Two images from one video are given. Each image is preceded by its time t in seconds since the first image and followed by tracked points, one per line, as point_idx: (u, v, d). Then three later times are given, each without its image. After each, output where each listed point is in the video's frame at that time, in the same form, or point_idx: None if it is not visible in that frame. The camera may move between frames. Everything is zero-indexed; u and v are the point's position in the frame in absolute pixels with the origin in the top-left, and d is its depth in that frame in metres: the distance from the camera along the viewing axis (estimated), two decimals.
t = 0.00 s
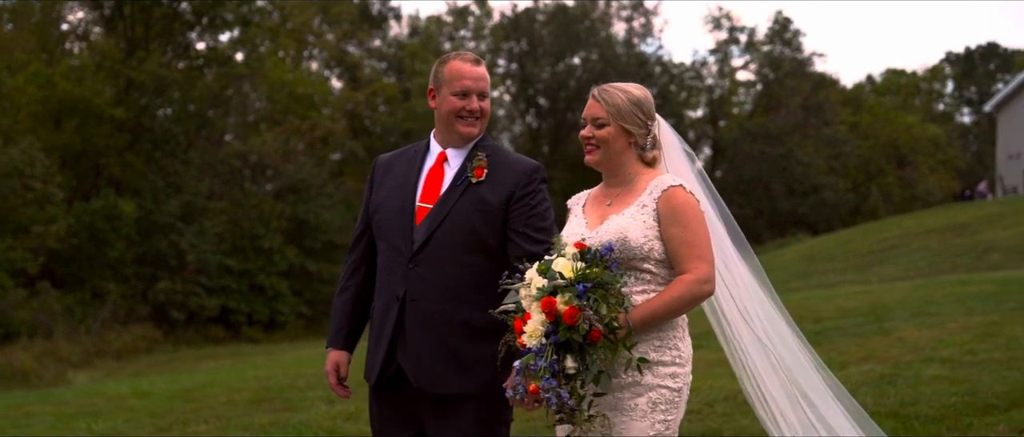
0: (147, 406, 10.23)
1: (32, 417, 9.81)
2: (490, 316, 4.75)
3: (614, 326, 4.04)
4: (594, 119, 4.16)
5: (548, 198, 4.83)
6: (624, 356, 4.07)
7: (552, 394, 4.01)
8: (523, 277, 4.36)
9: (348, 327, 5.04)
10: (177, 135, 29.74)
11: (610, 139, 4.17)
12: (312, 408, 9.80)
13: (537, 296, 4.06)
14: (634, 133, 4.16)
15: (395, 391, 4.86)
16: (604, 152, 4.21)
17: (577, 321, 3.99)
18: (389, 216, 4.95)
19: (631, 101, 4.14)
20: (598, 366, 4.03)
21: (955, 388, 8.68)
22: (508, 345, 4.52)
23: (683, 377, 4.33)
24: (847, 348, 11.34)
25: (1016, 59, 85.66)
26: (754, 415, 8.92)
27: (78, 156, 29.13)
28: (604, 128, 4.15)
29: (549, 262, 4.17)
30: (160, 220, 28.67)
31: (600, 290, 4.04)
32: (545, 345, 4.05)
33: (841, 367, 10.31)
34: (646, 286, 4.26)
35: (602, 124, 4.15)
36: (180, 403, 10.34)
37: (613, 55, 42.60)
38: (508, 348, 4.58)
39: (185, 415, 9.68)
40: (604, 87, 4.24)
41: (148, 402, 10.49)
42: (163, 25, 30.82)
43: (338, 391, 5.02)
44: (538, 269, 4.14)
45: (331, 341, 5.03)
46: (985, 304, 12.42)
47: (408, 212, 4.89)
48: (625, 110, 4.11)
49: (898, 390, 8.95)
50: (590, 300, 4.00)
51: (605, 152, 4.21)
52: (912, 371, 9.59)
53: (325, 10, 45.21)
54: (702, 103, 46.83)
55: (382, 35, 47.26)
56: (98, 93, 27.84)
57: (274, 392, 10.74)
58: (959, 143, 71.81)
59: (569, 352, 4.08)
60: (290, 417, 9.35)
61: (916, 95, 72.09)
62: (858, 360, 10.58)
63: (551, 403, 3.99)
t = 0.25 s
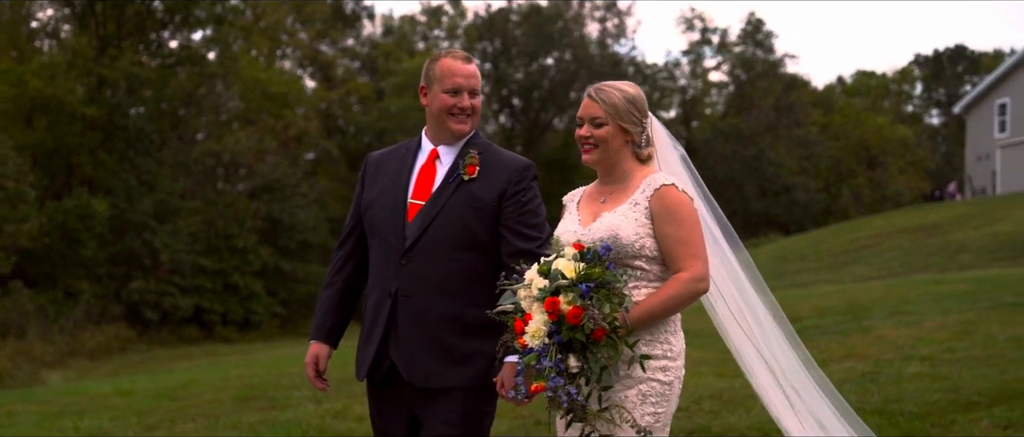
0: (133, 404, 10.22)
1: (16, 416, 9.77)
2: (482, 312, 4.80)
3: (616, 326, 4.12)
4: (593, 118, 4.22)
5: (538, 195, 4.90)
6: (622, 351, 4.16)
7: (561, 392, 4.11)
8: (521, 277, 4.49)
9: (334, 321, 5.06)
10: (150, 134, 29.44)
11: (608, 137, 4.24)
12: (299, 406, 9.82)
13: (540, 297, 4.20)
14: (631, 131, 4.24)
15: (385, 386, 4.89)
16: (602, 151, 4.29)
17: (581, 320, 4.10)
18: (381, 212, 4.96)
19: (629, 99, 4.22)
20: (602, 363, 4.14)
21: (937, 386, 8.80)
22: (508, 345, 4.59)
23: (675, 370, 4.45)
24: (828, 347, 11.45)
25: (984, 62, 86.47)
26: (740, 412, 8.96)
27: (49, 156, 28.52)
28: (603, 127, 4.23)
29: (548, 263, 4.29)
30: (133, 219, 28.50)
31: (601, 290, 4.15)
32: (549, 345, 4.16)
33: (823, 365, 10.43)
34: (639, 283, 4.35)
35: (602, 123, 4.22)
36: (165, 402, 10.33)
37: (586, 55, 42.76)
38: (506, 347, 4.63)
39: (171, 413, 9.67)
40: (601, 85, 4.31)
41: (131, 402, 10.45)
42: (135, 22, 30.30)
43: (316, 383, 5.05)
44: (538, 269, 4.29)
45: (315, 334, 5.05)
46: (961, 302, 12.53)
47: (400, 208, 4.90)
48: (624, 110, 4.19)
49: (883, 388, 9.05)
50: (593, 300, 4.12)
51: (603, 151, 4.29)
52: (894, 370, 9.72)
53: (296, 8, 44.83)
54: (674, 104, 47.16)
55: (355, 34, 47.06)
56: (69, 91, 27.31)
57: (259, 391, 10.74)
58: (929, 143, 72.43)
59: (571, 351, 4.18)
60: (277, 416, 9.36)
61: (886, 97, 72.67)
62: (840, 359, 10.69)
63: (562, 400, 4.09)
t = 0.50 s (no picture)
0: (119, 402, 10.20)
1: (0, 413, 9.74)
2: (471, 305, 4.82)
3: (619, 322, 4.22)
4: (590, 116, 4.33)
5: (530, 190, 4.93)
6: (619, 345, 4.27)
7: (563, 387, 4.19)
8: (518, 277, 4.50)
9: (324, 313, 5.11)
10: (124, 133, 28.98)
11: (606, 136, 4.37)
12: (287, 402, 9.84)
13: (541, 295, 4.24)
14: (627, 129, 4.37)
15: (378, 377, 4.95)
16: (598, 149, 4.41)
17: (584, 317, 4.18)
18: (373, 207, 5.01)
19: (624, 98, 4.34)
20: (605, 359, 4.25)
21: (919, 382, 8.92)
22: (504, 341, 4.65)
23: (664, 365, 4.54)
24: (809, 345, 11.54)
25: (954, 64, 87.14)
26: (729, 408, 9.02)
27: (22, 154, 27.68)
28: (599, 126, 4.35)
29: (547, 263, 4.36)
30: (108, 218, 28.37)
31: (603, 288, 4.24)
32: (552, 342, 4.23)
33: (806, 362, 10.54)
34: (631, 278, 4.46)
35: (599, 122, 4.34)
36: (151, 399, 10.32)
37: (562, 55, 42.90)
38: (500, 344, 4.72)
39: (158, 410, 9.68)
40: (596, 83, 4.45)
41: (117, 399, 10.41)
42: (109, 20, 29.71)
43: (300, 373, 5.08)
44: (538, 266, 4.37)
45: (304, 323, 5.09)
46: (938, 301, 12.65)
47: (392, 203, 4.95)
48: (619, 108, 4.31)
49: (866, 384, 9.15)
50: (597, 297, 4.20)
51: (599, 149, 4.41)
52: (876, 366, 9.82)
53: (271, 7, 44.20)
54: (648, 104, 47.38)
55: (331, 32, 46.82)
56: (41, 89, 26.76)
57: (244, 388, 10.74)
58: (900, 145, 72.96)
59: (573, 348, 4.26)
60: (265, 412, 9.38)
61: (857, 98, 73.12)
62: (822, 356, 10.80)
63: (565, 395, 4.17)
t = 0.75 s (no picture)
0: (110, 400, 10.18)
1: None
2: (464, 300, 4.85)
3: (622, 321, 4.28)
4: (588, 118, 4.41)
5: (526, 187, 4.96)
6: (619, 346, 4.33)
7: (564, 389, 4.25)
8: (517, 280, 4.53)
9: (320, 307, 5.15)
10: (104, 131, 28.49)
11: (603, 137, 4.44)
12: (279, 400, 9.85)
13: (542, 297, 4.31)
14: (623, 130, 4.44)
15: (373, 371, 4.99)
16: (596, 150, 4.49)
17: (586, 317, 4.24)
18: (368, 203, 5.07)
19: (621, 99, 4.42)
20: (605, 360, 4.32)
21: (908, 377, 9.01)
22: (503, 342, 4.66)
23: (657, 365, 4.60)
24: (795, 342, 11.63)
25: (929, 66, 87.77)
26: (721, 404, 9.08)
27: None
28: (597, 127, 4.42)
29: (546, 266, 4.42)
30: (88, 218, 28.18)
31: (603, 288, 4.30)
32: (555, 344, 4.29)
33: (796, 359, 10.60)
34: (627, 278, 4.51)
35: (598, 124, 4.42)
36: (141, 397, 10.31)
37: (541, 55, 43.02)
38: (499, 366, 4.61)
39: (149, 408, 9.67)
40: (594, 84, 4.52)
41: (106, 397, 10.38)
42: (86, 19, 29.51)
43: (295, 364, 5.10)
44: (537, 268, 4.44)
45: (301, 317, 5.14)
46: (920, 300, 12.77)
47: (386, 199, 5.00)
48: (616, 110, 4.39)
49: (855, 381, 9.21)
50: (598, 298, 4.26)
51: (598, 150, 4.48)
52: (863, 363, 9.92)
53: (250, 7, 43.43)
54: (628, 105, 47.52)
55: (310, 31, 46.55)
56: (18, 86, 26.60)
57: (235, 386, 10.73)
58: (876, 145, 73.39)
59: (576, 349, 4.32)
60: (256, 410, 9.39)
61: (834, 99, 73.55)
62: (810, 352, 10.87)
63: (568, 397, 4.24)
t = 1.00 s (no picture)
0: (102, 399, 10.16)
1: None
2: (461, 299, 4.88)
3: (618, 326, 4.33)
4: (586, 123, 4.48)
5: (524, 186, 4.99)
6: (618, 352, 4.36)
7: (567, 396, 4.31)
8: (512, 292, 4.60)
9: (322, 306, 5.20)
10: (85, 130, 28.12)
11: (601, 142, 4.51)
12: (274, 398, 9.86)
13: (537, 306, 4.38)
14: (621, 135, 4.51)
15: (372, 370, 5.05)
16: (593, 155, 4.55)
17: (582, 325, 4.33)
18: (367, 203, 5.11)
19: (618, 106, 4.48)
20: (603, 365, 4.35)
21: (897, 376, 9.05)
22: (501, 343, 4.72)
23: (650, 371, 4.61)
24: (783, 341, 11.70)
25: (907, 67, 88.32)
26: (714, 401, 9.14)
27: None
28: (595, 133, 4.50)
29: (540, 274, 4.50)
30: (68, 217, 27.94)
31: (598, 294, 4.37)
32: (554, 353, 4.35)
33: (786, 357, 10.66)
34: (624, 283, 4.54)
35: (596, 129, 4.49)
36: (133, 396, 10.30)
37: (522, 56, 43.12)
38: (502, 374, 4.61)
39: (144, 406, 9.67)
40: (591, 90, 4.59)
41: (97, 396, 10.36)
42: (66, 18, 29.17)
43: (298, 362, 5.16)
44: (531, 278, 4.51)
45: (303, 315, 5.20)
46: (905, 299, 12.88)
47: (384, 199, 5.05)
48: (614, 117, 4.46)
49: (843, 378, 9.27)
50: (593, 304, 4.34)
51: (595, 155, 4.54)
52: (851, 361, 9.98)
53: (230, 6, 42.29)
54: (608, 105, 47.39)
55: (290, 31, 45.98)
56: None
57: (228, 385, 10.73)
58: (855, 146, 73.78)
59: (575, 355, 4.38)
60: (252, 408, 9.41)
61: (813, 100, 73.90)
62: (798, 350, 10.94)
63: (569, 404, 4.29)
